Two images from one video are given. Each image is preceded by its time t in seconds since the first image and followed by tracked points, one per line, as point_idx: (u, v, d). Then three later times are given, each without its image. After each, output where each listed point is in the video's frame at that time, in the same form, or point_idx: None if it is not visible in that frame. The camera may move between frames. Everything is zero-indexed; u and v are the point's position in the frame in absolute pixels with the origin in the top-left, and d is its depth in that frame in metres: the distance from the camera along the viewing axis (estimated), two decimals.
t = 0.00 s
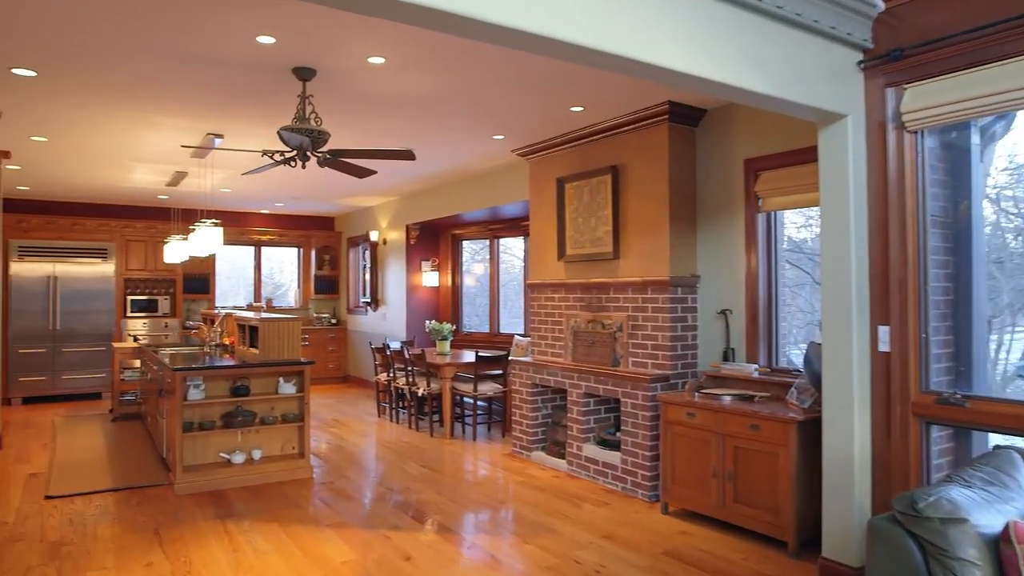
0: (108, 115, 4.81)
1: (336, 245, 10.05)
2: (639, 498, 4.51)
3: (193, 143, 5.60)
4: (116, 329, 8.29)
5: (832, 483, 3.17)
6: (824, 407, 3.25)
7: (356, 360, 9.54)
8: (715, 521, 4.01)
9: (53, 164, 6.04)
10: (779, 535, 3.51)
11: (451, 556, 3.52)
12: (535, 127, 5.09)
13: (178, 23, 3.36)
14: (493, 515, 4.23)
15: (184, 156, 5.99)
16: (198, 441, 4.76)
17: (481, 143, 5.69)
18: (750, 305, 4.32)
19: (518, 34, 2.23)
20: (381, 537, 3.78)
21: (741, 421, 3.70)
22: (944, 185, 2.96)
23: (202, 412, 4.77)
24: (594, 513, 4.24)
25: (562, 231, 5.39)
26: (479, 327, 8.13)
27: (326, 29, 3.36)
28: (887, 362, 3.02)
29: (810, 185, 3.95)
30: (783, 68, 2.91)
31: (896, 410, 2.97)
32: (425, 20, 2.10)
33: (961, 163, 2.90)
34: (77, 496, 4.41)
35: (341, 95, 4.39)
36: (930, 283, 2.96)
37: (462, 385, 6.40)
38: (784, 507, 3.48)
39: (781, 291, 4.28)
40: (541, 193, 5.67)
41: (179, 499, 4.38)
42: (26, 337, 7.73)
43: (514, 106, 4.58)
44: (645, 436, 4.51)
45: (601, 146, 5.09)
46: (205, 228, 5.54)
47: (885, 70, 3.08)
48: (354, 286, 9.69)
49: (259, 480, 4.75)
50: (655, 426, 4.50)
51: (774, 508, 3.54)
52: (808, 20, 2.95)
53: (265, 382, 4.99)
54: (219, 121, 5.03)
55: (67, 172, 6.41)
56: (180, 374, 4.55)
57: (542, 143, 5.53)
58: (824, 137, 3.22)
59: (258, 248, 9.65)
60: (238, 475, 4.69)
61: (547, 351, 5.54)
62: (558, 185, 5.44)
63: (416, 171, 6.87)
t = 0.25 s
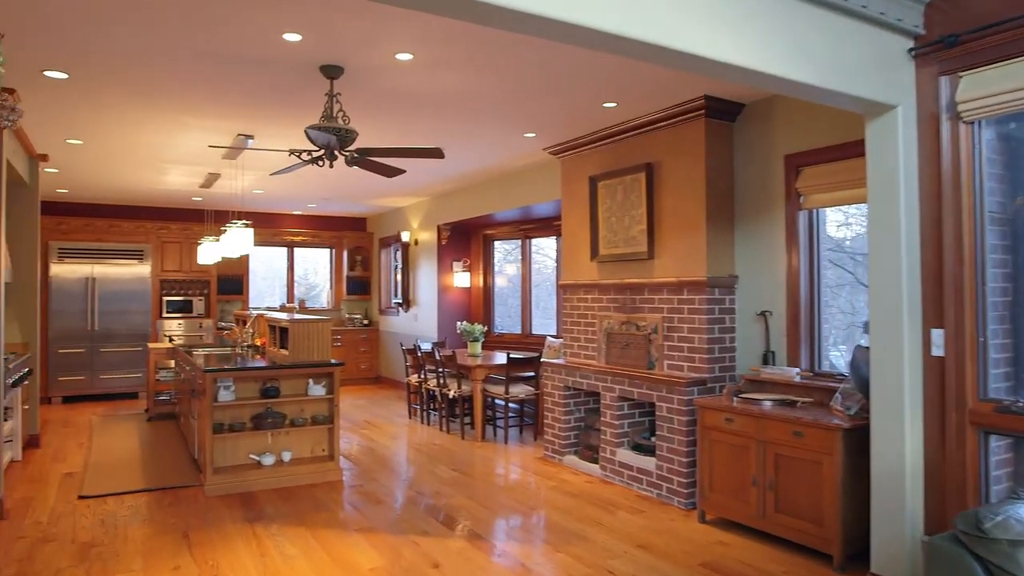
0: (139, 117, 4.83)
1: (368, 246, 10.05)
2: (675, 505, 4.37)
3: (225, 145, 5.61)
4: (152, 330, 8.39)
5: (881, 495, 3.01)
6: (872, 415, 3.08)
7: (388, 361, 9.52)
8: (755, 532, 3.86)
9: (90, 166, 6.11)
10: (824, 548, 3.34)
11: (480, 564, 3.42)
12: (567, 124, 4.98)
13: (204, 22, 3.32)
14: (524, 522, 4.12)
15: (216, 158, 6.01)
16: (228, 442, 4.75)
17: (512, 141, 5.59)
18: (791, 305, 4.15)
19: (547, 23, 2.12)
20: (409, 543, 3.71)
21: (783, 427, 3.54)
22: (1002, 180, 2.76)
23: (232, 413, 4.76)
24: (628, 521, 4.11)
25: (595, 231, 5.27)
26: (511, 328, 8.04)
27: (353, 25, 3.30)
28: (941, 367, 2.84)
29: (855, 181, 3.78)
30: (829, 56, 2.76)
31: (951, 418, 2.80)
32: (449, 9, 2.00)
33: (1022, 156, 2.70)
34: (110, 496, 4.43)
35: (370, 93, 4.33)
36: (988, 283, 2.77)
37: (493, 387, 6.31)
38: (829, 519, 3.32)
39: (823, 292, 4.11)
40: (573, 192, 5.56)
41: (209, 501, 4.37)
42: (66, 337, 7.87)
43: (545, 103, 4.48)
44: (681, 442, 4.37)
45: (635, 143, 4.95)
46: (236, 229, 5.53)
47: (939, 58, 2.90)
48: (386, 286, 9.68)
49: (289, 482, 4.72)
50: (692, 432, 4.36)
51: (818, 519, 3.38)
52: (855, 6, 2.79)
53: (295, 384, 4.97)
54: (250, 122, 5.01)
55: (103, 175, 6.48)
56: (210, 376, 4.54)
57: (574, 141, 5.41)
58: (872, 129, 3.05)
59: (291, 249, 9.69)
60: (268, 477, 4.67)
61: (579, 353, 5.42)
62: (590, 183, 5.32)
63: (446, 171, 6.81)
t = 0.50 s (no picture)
0: (168, 117, 4.83)
1: (398, 246, 10.03)
2: (710, 512, 4.22)
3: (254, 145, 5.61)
4: (185, 329, 8.47)
5: (932, 506, 2.83)
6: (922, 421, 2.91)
7: (418, 361, 9.48)
8: (795, 542, 3.69)
9: (122, 168, 6.17)
10: (869, 561, 3.18)
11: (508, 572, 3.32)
12: (597, 120, 4.86)
13: (227, 18, 3.28)
14: (553, 527, 4.01)
15: (245, 158, 6.01)
16: (256, 442, 4.72)
17: (542, 138, 5.49)
18: (832, 305, 3.97)
19: (575, 8, 2.01)
20: (435, 548, 3.62)
21: (825, 433, 3.37)
22: None
23: (259, 413, 4.74)
24: (661, 528, 3.97)
25: (627, 229, 5.14)
26: (541, 328, 7.94)
27: (377, 18, 3.22)
28: (997, 371, 2.66)
29: (901, 175, 3.61)
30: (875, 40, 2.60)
31: (1009, 426, 2.62)
32: None
33: None
34: (139, 496, 4.43)
35: (396, 90, 4.26)
36: None
37: (523, 388, 6.21)
38: (874, 531, 3.15)
39: (867, 291, 3.93)
40: (604, 190, 5.43)
41: (236, 501, 4.35)
42: (101, 337, 7.98)
43: (575, 97, 4.36)
44: (717, 446, 4.22)
45: (668, 139, 4.81)
46: (265, 228, 5.52)
47: (994, 41, 2.72)
48: (415, 286, 9.64)
49: (316, 484, 4.68)
50: (728, 436, 4.20)
51: (863, 530, 3.21)
52: None
53: (322, 384, 4.93)
54: (277, 121, 4.99)
55: (136, 176, 6.54)
56: (237, 376, 4.52)
57: (605, 136, 5.28)
58: (922, 119, 2.88)
59: (322, 249, 9.72)
60: (296, 478, 4.63)
61: (611, 354, 5.30)
62: (622, 180, 5.19)
63: (475, 169, 6.73)
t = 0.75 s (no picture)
0: (195, 118, 4.83)
1: (426, 246, 9.99)
2: (745, 521, 4.07)
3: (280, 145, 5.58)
4: (216, 329, 8.53)
5: (987, 522, 2.66)
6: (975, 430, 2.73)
7: (447, 362, 9.43)
8: (835, 554, 3.53)
9: (153, 169, 6.21)
10: None
11: None
12: (628, 115, 4.73)
13: (248, 15, 3.22)
14: (582, 535, 3.90)
15: (273, 158, 6.00)
16: (282, 444, 4.69)
17: (570, 134, 5.38)
18: (874, 305, 3.79)
19: None
20: (460, 555, 3.53)
21: (867, 441, 3.21)
22: None
23: (285, 414, 4.71)
24: (694, 537, 3.83)
25: (658, 227, 4.99)
26: (571, 329, 7.82)
27: (399, 12, 3.14)
28: None
29: (952, 170, 3.43)
30: (923, 24, 2.44)
31: None
32: None
33: None
34: (166, 496, 4.42)
35: (421, 86, 4.18)
36: None
37: (552, 390, 6.10)
38: (922, 545, 2.98)
39: (912, 291, 3.75)
40: (635, 187, 5.30)
41: (261, 504, 4.31)
42: (134, 336, 8.08)
43: (604, 91, 4.23)
44: (752, 452, 4.06)
45: (701, 134, 4.66)
46: (292, 228, 5.50)
47: None
48: (444, 287, 9.58)
49: (341, 487, 4.63)
50: (764, 442, 4.04)
51: (909, 543, 3.04)
52: None
53: (348, 386, 4.89)
54: (302, 120, 4.95)
55: (166, 177, 6.58)
56: (263, 377, 4.49)
57: (635, 133, 5.15)
58: (974, 109, 2.71)
59: (351, 249, 9.71)
60: (321, 479, 4.59)
61: (642, 356, 5.17)
62: (653, 177, 5.05)
63: (503, 168, 6.64)
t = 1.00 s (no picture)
0: (221, 118, 4.82)
1: (454, 245, 9.93)
2: (781, 530, 3.91)
3: (307, 144, 5.55)
4: (245, 329, 8.57)
5: None
6: None
7: (475, 363, 9.35)
8: (877, 567, 3.36)
9: (181, 169, 6.25)
10: None
11: None
12: (658, 109, 4.59)
13: (268, 11, 3.16)
14: (610, 542, 3.78)
15: (299, 157, 5.98)
16: (307, 446, 4.64)
17: (599, 131, 5.26)
18: (918, 306, 3.61)
19: None
20: (485, 563, 3.43)
21: (913, 449, 3.04)
22: None
23: (310, 416, 4.67)
24: (727, 546, 3.68)
25: (689, 225, 4.85)
26: (600, 330, 7.69)
27: (421, 4, 3.05)
28: None
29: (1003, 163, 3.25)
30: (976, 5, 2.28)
31: None
32: None
33: None
34: (191, 497, 4.41)
35: (446, 82, 4.10)
36: None
37: (580, 392, 5.98)
38: (972, 560, 2.81)
39: (959, 291, 3.56)
40: (666, 185, 5.15)
41: (285, 506, 4.27)
42: (165, 336, 8.16)
43: (633, 85, 4.10)
44: (788, 459, 3.90)
45: (734, 129, 4.50)
46: (318, 228, 5.46)
47: None
48: (472, 287, 9.51)
49: (365, 489, 4.57)
50: (801, 449, 3.88)
51: (958, 558, 2.87)
52: None
53: (373, 387, 4.83)
54: (327, 119, 4.91)
55: (195, 177, 6.60)
56: (287, 378, 4.45)
57: (666, 128, 5.01)
58: None
59: (379, 249, 9.70)
60: (345, 481, 4.53)
61: (673, 358, 5.02)
62: (684, 174, 4.91)
63: (531, 166, 6.54)
